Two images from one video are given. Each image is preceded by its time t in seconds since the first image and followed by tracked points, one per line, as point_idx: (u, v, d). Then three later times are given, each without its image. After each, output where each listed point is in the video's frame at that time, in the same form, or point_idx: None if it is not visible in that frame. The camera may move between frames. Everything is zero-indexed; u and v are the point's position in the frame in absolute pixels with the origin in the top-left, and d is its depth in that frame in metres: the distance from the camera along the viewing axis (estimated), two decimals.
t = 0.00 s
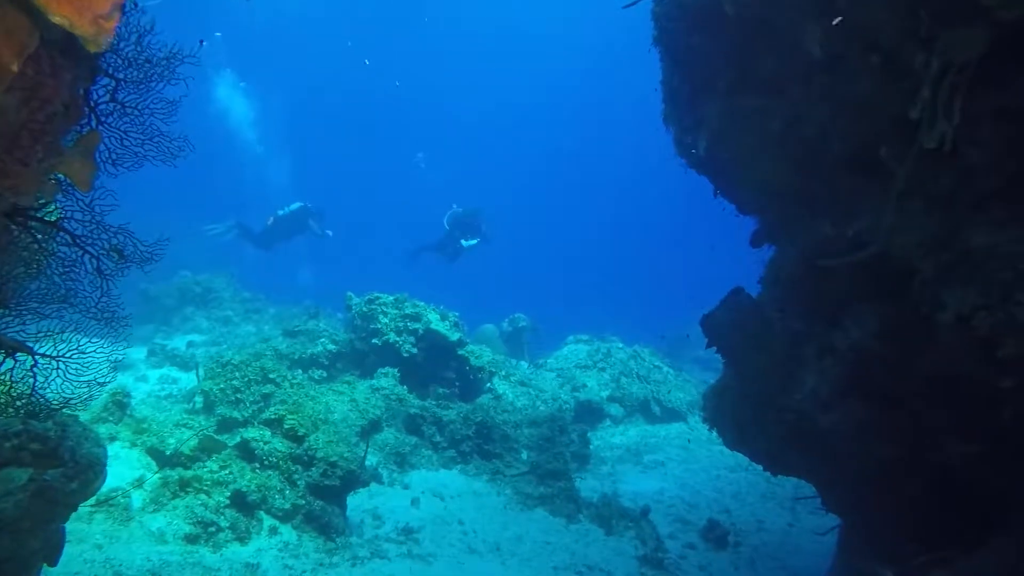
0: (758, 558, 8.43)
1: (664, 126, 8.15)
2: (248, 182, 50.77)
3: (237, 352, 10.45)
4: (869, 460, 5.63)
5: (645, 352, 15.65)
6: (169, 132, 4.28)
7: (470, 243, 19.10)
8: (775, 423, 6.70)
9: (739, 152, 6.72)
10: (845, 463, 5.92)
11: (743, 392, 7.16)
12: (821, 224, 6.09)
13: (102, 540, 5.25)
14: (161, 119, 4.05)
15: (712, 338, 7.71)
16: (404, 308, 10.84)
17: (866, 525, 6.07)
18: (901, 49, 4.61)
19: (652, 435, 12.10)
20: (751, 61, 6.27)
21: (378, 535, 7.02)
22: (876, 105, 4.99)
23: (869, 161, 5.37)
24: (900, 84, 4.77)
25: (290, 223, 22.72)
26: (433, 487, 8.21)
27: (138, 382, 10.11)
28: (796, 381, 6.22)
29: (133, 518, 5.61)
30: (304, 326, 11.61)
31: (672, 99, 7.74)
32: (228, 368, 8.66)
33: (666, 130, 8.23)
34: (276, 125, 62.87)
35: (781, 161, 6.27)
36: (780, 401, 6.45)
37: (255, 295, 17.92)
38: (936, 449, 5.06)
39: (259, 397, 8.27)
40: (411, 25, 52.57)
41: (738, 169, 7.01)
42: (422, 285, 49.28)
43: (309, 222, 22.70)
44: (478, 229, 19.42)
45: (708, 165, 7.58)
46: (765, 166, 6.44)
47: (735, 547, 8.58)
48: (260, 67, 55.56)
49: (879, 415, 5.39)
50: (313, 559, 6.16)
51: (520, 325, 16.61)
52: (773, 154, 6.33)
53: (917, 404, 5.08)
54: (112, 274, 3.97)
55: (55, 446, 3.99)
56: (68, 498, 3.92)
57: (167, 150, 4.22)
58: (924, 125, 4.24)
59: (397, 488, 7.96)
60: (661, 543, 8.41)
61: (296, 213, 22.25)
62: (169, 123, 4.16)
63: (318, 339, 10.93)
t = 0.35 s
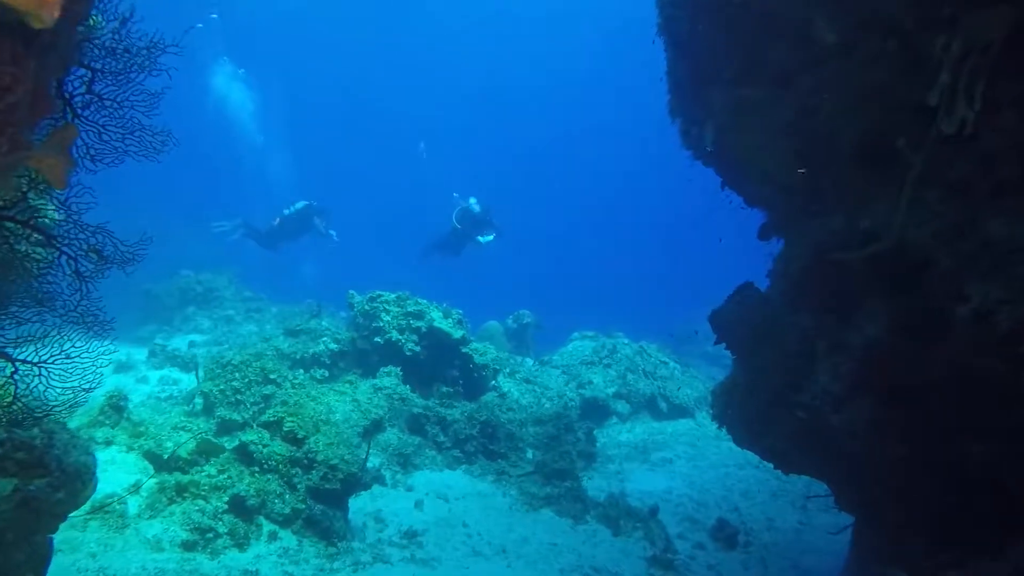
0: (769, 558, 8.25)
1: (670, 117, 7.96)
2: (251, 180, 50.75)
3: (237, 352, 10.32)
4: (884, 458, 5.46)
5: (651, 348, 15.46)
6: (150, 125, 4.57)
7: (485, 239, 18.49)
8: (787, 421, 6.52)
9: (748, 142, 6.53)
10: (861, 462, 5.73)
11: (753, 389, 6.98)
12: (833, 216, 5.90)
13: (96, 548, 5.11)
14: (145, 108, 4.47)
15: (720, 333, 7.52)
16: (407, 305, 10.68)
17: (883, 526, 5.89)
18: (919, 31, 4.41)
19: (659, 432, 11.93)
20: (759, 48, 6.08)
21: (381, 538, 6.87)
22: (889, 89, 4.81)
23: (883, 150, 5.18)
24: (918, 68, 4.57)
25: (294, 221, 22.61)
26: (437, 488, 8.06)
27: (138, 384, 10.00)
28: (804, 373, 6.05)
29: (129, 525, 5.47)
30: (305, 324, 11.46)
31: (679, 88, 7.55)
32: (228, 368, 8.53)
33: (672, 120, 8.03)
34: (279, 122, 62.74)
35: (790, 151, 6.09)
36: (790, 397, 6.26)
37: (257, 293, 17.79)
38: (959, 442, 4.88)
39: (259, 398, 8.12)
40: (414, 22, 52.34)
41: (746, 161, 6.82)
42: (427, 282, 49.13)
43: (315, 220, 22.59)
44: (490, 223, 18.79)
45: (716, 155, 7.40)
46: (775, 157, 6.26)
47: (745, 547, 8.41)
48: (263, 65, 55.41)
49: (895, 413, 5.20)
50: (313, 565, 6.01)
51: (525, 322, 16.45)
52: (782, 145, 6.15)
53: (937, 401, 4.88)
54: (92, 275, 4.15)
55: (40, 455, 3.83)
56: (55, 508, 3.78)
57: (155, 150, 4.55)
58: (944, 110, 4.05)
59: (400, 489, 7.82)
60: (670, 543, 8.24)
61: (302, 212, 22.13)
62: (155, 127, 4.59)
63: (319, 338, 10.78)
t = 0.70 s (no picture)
0: (780, 569, 8.04)
1: (677, 118, 7.78)
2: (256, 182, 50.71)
3: (237, 357, 10.17)
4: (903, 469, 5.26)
5: (657, 351, 15.27)
6: (128, 125, 4.93)
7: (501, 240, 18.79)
8: (801, 429, 6.30)
9: (758, 143, 6.34)
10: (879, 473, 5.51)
11: (764, 397, 6.77)
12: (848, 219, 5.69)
13: (85, 564, 4.95)
14: (128, 106, 4.86)
15: (729, 339, 7.33)
16: (409, 309, 10.49)
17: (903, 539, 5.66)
18: (936, 24, 4.23)
19: (666, 437, 11.73)
20: (769, 46, 5.89)
21: (381, 551, 6.70)
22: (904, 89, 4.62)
23: (898, 151, 4.99)
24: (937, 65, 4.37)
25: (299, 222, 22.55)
26: (440, 497, 7.88)
27: (136, 390, 9.85)
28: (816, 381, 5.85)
29: (120, 539, 5.31)
30: (306, 328, 11.31)
31: (685, 88, 7.39)
32: (227, 375, 8.38)
33: (679, 122, 7.85)
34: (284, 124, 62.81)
35: (803, 152, 5.89)
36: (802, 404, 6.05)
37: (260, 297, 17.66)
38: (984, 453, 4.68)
39: (258, 404, 7.93)
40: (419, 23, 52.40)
41: (756, 162, 6.63)
42: (431, 284, 48.96)
43: (320, 221, 22.60)
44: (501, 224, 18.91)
45: (724, 156, 7.22)
46: (786, 158, 6.06)
47: (755, 557, 8.20)
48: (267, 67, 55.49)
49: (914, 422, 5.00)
50: None
51: (530, 325, 16.29)
52: (793, 146, 5.95)
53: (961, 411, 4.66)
54: (67, 284, 4.48)
55: (20, 470, 3.67)
56: (34, 527, 3.63)
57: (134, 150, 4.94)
58: (967, 108, 3.85)
59: (402, 499, 7.64)
60: (678, 554, 8.03)
61: (307, 214, 22.22)
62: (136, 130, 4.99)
63: (320, 342, 10.61)
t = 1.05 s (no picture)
0: None
1: (685, 129, 7.62)
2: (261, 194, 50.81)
3: (237, 373, 10.03)
4: (924, 491, 5.07)
5: (664, 364, 15.06)
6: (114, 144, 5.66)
7: (512, 254, 18.57)
8: (815, 448, 6.10)
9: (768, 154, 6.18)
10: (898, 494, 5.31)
11: (777, 414, 6.57)
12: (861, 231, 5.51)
13: None
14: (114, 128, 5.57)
15: (739, 355, 7.15)
16: (411, 323, 10.32)
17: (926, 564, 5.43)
18: (953, 30, 4.08)
19: (673, 452, 11.52)
20: (778, 55, 5.74)
21: None
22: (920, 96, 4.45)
23: (914, 160, 4.82)
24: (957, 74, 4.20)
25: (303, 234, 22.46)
26: (443, 517, 7.70)
27: (135, 406, 9.71)
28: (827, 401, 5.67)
29: (111, 565, 5.15)
30: (308, 343, 11.17)
31: (692, 98, 7.25)
32: (225, 392, 8.23)
33: (687, 132, 7.68)
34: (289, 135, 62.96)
35: (812, 163, 5.72)
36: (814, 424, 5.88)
37: (263, 310, 17.53)
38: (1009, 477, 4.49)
39: (258, 422, 7.76)
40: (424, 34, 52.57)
41: (766, 173, 6.46)
42: (436, 295, 48.85)
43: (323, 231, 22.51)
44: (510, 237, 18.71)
45: (732, 166, 7.06)
46: (798, 169, 5.90)
47: None
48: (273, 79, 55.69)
49: (933, 443, 4.81)
50: None
51: (534, 337, 16.14)
52: (803, 157, 5.78)
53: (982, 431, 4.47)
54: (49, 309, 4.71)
55: None
56: (14, 559, 3.67)
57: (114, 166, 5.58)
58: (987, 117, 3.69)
59: (403, 520, 7.46)
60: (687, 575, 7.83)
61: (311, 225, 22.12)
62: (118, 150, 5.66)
63: (322, 357, 10.45)
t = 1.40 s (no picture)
0: None
1: (701, 142, 7.48)
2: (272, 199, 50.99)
3: (241, 378, 9.93)
4: (945, 519, 4.89)
5: (673, 378, 14.87)
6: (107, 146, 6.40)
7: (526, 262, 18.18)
8: (831, 473, 5.90)
9: (786, 168, 6.03)
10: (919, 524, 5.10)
11: (792, 436, 6.39)
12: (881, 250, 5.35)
13: None
14: (106, 132, 6.35)
15: (752, 374, 6.97)
16: (418, 333, 10.19)
17: None
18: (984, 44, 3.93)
19: (681, 469, 11.33)
20: (798, 68, 5.61)
21: None
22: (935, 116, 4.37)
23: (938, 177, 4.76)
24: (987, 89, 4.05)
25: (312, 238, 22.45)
26: (445, 532, 7.54)
27: (138, 410, 9.62)
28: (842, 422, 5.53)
29: None
30: (314, 350, 11.07)
31: (709, 111, 7.12)
32: (228, 398, 8.13)
33: (703, 145, 7.54)
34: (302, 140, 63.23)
35: (832, 178, 5.57)
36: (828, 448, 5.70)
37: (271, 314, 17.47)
38: None
39: (260, 429, 7.65)
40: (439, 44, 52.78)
41: (785, 188, 6.30)
42: (446, 303, 48.75)
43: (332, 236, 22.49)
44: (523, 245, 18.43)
45: (749, 181, 6.92)
46: (817, 185, 5.75)
47: None
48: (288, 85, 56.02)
49: (951, 469, 4.63)
50: None
51: (542, 348, 16.00)
52: (823, 172, 5.63)
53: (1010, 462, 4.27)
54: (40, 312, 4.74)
55: None
56: None
57: (105, 167, 6.27)
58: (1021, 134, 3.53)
59: (404, 534, 7.30)
60: None
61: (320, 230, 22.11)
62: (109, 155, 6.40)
63: (327, 364, 10.34)
